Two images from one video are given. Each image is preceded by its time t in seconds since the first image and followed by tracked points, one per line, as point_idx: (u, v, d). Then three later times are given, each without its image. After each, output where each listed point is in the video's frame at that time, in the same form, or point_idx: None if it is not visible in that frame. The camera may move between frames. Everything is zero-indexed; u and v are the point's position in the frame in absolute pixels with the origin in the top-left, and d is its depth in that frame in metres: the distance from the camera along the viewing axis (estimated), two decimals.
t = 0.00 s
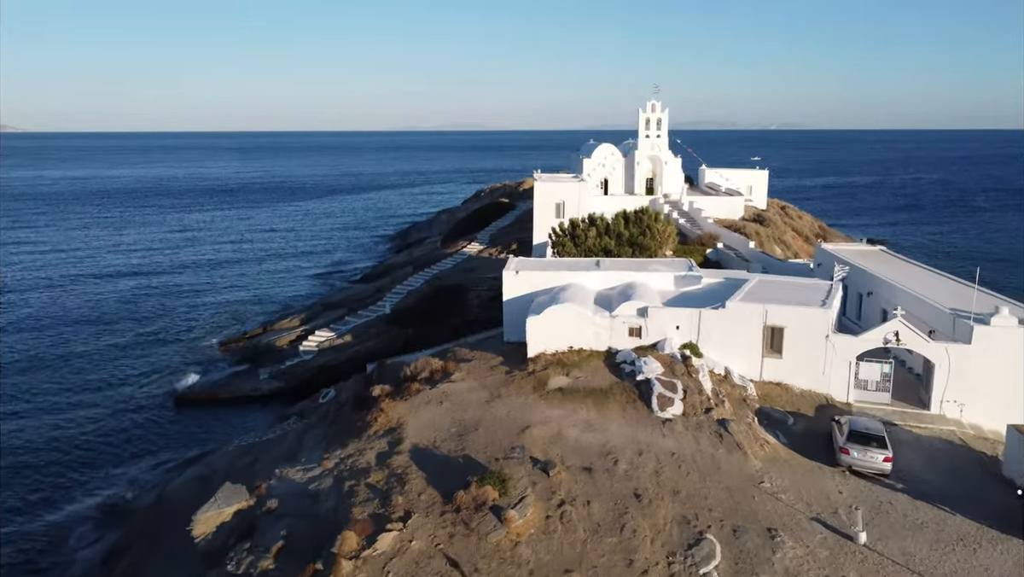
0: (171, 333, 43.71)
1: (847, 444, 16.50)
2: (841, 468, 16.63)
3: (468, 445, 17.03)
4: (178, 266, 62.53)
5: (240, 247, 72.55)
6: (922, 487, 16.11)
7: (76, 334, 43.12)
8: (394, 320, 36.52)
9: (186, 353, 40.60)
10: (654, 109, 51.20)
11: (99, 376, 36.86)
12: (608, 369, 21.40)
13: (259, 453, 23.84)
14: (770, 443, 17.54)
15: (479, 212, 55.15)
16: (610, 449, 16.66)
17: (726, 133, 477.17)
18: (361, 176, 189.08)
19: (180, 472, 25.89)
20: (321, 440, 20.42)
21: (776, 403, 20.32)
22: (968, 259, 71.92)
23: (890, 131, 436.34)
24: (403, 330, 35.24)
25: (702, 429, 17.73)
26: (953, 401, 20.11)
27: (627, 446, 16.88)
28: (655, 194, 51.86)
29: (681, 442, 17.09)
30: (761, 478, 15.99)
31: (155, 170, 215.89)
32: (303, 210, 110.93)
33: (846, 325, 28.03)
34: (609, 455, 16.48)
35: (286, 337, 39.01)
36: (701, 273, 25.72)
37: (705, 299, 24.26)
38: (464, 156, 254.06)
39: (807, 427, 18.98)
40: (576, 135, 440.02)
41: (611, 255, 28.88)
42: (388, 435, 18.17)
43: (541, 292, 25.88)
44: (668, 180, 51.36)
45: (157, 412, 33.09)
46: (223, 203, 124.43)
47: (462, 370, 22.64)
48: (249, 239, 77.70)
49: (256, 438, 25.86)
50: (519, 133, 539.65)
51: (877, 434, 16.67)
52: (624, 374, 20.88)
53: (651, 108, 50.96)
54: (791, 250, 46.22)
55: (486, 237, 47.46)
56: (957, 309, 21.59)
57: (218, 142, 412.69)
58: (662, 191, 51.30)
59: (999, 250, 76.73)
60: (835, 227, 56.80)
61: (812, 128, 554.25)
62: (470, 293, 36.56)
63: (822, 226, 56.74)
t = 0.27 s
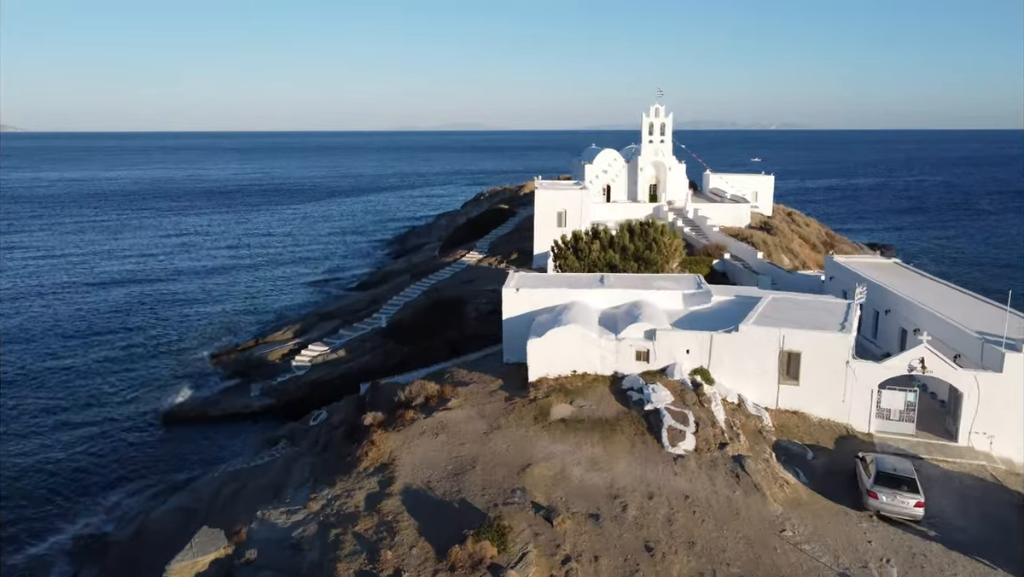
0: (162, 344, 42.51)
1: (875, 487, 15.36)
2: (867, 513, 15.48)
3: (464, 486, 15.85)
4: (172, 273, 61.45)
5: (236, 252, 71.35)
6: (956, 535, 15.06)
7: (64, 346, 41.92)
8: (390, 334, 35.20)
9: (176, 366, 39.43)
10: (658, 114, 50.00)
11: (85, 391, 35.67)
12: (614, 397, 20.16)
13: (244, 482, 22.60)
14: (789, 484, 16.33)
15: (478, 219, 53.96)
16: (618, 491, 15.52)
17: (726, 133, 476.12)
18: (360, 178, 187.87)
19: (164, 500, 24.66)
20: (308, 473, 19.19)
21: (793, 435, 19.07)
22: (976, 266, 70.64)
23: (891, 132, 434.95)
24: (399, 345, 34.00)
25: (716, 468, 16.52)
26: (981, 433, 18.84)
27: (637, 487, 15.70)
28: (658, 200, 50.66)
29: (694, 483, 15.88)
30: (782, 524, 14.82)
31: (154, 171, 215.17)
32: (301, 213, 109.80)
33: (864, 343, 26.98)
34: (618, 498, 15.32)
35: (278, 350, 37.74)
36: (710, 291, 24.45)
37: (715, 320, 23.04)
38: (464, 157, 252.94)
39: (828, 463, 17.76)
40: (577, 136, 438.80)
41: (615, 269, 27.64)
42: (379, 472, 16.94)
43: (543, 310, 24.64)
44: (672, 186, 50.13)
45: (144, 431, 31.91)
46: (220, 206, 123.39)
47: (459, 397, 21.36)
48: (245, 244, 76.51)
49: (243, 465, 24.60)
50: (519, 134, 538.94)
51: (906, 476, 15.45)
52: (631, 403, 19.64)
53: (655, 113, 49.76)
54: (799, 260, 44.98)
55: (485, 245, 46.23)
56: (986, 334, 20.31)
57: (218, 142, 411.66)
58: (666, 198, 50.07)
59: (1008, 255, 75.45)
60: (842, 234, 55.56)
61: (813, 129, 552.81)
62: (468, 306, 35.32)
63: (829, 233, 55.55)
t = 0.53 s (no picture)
0: (151, 356, 41.29)
1: (909, 533, 14.16)
2: (898, 562, 14.47)
3: (459, 530, 14.73)
4: (165, 279, 60.27)
5: (231, 257, 70.10)
6: None
7: (51, 359, 40.72)
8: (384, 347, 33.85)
9: (165, 379, 38.24)
10: (661, 117, 48.74)
11: (70, 409, 34.44)
12: (621, 424, 18.86)
13: (228, 512, 21.33)
14: (812, 527, 15.11)
15: (478, 224, 52.68)
16: (627, 537, 14.43)
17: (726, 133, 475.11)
18: (359, 179, 186.54)
19: (145, 530, 23.40)
20: (294, 507, 17.96)
21: (814, 468, 17.76)
22: (985, 271, 69.34)
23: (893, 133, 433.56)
24: (394, 359, 32.70)
25: (733, 509, 15.28)
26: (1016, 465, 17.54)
27: (648, 532, 14.57)
28: (662, 206, 49.38)
29: (709, 527, 14.72)
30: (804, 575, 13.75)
31: (152, 172, 214.34)
32: (298, 216, 108.52)
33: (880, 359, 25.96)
34: (627, 545, 14.21)
35: (270, 363, 36.45)
36: (721, 308, 23.16)
37: (727, 340, 21.77)
38: (464, 157, 251.75)
39: (852, 501, 16.51)
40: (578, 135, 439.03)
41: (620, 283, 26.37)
42: (367, 512, 15.76)
43: (544, 329, 23.37)
44: (676, 192, 48.84)
45: (129, 451, 30.72)
46: (218, 208, 122.33)
47: (455, 423, 20.03)
48: (240, 249, 75.23)
49: (227, 491, 23.30)
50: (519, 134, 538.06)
51: (942, 520, 14.19)
52: (639, 432, 18.34)
53: (658, 116, 48.51)
54: (807, 267, 43.74)
55: (485, 252, 44.93)
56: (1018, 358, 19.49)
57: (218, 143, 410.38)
58: (669, 203, 48.82)
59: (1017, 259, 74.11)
60: (849, 240, 54.34)
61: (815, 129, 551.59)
62: (466, 318, 34.01)
63: (837, 239, 54.30)
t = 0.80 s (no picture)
0: (139, 367, 39.95)
1: None
2: None
3: None
4: (157, 283, 58.93)
5: (224, 261, 68.71)
6: None
7: (34, 370, 39.33)
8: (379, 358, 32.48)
9: (153, 392, 36.94)
10: (666, 119, 47.43)
11: (52, 424, 33.11)
12: (630, 452, 17.60)
13: (210, 542, 20.06)
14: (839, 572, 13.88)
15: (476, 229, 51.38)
16: None
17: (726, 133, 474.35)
18: (357, 180, 185.30)
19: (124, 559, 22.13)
20: (277, 544, 16.72)
21: (837, 502, 16.51)
22: (991, 275, 68.29)
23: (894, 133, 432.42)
24: (389, 372, 31.35)
25: (753, 553, 14.04)
26: None
27: None
28: (666, 210, 48.05)
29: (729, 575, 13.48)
30: None
31: (150, 172, 213.16)
32: (295, 218, 107.20)
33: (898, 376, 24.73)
34: None
35: (261, 375, 35.07)
36: (734, 324, 21.83)
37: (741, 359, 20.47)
38: (464, 157, 250.44)
39: (880, 541, 15.31)
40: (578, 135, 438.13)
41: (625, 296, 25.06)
42: (354, 555, 14.53)
43: (546, 345, 22.04)
44: (680, 195, 47.56)
45: (113, 470, 29.43)
46: (215, 209, 121.04)
47: (451, 449, 18.69)
48: (235, 252, 73.86)
49: (210, 517, 21.93)
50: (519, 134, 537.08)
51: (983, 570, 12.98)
52: (648, 461, 17.08)
53: (662, 118, 47.19)
54: (815, 274, 42.51)
55: (484, 258, 43.58)
56: None
57: (217, 142, 409.61)
58: (674, 207, 47.53)
59: None
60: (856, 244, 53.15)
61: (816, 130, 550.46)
62: (464, 329, 32.66)
63: (845, 244, 53.05)
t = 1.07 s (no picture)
0: (126, 378, 38.65)
1: None
2: None
3: None
4: (147, 288, 57.51)
5: (218, 264, 67.34)
6: None
7: (17, 382, 38.05)
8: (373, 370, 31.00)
9: (138, 405, 35.58)
10: (669, 120, 46.15)
11: (34, 441, 31.93)
12: (639, 483, 16.30)
13: None
14: None
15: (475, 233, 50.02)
16: None
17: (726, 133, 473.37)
18: (356, 180, 184.04)
19: None
20: None
21: (866, 541, 15.22)
22: (1000, 280, 67.00)
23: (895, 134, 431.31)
24: (384, 387, 30.09)
25: None
26: None
27: None
28: (671, 214, 46.73)
29: None
30: None
31: (149, 172, 211.93)
32: (292, 219, 105.94)
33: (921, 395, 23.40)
34: None
35: (250, 387, 33.60)
36: (749, 341, 20.49)
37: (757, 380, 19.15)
38: (464, 158, 249.23)
39: None
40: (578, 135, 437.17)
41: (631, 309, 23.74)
42: None
43: (548, 363, 20.73)
44: (685, 199, 46.25)
45: (94, 489, 28.13)
46: (212, 211, 119.74)
47: (445, 478, 17.36)
48: (230, 255, 72.54)
49: (190, 547, 20.62)
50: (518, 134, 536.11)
51: None
52: (660, 494, 15.81)
53: (666, 118, 45.89)
54: (825, 281, 41.17)
55: (483, 264, 42.23)
56: None
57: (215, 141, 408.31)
58: (678, 211, 46.21)
59: None
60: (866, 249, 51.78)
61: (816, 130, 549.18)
62: (461, 339, 31.28)
63: (852, 248, 51.95)
